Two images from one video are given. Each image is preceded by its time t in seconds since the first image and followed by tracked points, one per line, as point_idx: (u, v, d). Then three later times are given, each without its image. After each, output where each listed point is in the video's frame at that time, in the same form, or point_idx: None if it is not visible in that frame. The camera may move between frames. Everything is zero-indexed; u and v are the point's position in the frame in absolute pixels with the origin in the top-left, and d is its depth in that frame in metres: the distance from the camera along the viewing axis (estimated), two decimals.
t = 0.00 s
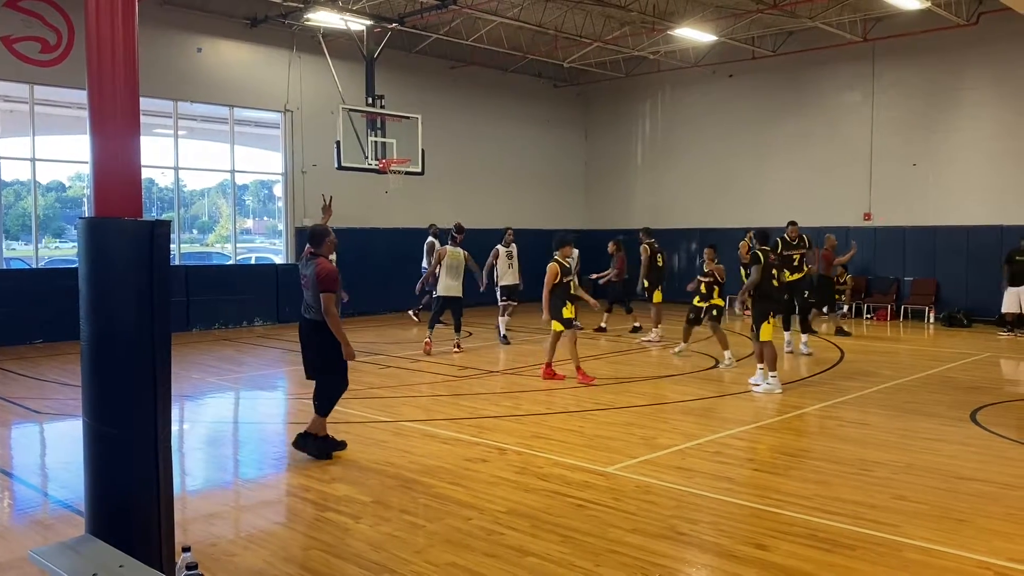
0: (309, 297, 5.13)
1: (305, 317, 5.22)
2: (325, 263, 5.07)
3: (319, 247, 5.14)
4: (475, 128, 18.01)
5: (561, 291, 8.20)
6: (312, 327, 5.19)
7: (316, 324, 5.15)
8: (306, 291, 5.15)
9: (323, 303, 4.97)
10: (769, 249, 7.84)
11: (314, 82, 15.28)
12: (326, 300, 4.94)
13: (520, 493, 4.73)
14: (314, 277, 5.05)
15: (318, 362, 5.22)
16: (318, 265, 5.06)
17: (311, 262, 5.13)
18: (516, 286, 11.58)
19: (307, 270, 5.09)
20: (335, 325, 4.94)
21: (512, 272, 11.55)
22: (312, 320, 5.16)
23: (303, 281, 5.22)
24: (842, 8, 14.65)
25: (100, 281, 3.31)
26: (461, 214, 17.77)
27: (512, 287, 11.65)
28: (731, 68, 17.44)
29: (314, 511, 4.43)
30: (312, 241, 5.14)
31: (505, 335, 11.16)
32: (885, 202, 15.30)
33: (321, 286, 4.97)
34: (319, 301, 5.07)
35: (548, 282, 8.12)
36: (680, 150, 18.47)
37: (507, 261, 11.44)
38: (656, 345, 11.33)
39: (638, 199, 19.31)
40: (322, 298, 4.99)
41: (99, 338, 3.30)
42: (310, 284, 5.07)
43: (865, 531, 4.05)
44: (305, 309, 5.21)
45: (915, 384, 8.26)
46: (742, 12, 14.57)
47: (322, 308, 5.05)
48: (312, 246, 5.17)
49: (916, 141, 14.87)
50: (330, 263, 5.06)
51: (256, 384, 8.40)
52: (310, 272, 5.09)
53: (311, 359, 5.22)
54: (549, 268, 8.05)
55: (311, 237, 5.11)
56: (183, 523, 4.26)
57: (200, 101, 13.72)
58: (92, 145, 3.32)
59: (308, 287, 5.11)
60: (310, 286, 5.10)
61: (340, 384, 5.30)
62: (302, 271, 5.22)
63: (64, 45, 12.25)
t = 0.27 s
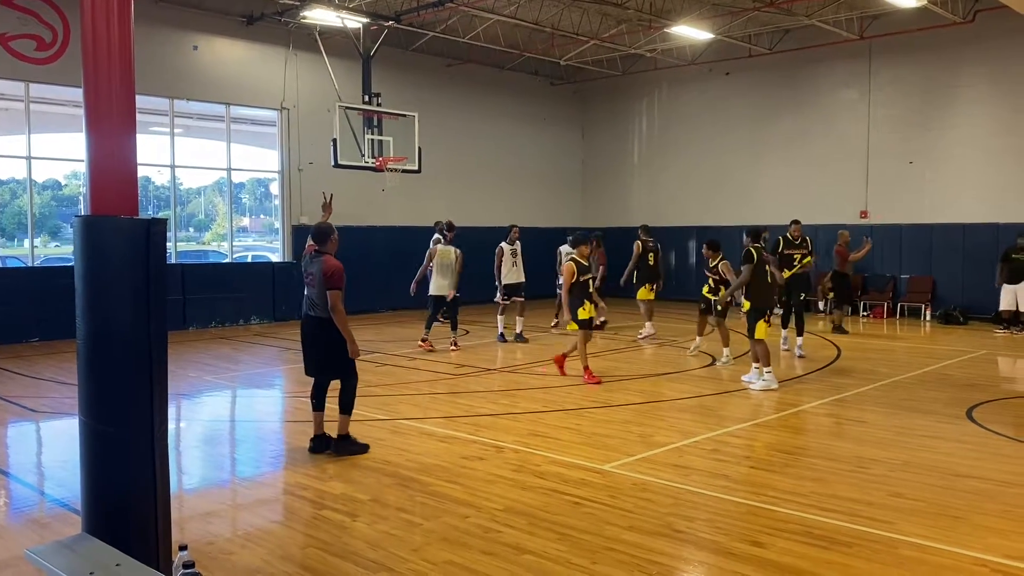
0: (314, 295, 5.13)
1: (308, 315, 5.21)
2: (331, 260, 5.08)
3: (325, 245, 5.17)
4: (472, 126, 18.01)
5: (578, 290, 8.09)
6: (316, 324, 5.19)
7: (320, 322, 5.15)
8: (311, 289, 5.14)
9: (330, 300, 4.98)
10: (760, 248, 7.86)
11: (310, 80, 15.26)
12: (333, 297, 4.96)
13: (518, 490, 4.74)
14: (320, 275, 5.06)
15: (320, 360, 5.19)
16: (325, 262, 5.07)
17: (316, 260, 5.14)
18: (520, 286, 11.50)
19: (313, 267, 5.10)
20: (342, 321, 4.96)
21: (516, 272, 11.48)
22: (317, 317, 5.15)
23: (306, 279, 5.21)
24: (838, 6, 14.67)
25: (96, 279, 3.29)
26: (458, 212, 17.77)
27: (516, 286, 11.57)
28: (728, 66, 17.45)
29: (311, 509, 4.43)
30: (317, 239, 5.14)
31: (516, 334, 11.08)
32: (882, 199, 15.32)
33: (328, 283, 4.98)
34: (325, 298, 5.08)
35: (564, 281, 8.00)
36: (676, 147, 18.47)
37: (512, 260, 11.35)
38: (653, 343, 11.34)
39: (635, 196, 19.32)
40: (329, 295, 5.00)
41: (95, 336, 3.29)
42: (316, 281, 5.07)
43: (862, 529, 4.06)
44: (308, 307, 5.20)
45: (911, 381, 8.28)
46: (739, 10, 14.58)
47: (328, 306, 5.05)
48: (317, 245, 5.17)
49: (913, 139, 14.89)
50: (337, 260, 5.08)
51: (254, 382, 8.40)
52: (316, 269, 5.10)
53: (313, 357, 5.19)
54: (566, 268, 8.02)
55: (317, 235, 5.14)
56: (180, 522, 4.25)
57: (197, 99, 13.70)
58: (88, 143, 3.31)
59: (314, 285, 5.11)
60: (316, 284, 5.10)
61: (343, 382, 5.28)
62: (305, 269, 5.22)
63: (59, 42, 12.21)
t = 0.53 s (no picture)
0: (320, 292, 5.13)
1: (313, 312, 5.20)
2: (338, 258, 5.10)
3: (330, 242, 5.15)
4: (468, 123, 17.99)
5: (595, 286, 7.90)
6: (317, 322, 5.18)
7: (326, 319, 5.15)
8: (316, 286, 5.14)
9: (339, 297, 5.01)
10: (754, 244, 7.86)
11: (306, 77, 15.22)
12: (342, 294, 4.99)
13: (514, 487, 4.74)
14: (328, 272, 5.08)
15: (326, 357, 5.19)
16: (332, 259, 5.09)
17: (322, 258, 5.14)
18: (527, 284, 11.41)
19: (320, 264, 5.11)
20: (352, 318, 4.99)
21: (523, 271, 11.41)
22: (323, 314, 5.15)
23: (310, 276, 5.20)
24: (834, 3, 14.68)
25: (91, 277, 3.28)
26: (454, 210, 17.75)
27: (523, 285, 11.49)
28: (724, 63, 17.45)
29: (307, 506, 4.42)
30: (322, 236, 5.14)
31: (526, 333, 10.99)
32: (877, 197, 15.35)
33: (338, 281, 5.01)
34: (333, 295, 5.10)
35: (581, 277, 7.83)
36: (673, 144, 18.48)
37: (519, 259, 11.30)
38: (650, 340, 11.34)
39: (631, 194, 19.33)
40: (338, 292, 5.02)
41: (90, 333, 3.27)
42: (324, 279, 5.09)
43: (858, 525, 4.07)
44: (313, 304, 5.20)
45: (907, 377, 8.30)
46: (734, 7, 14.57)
47: (337, 304, 5.07)
48: (321, 242, 5.17)
49: (909, 136, 14.91)
50: (344, 258, 5.11)
51: (249, 380, 8.39)
52: (323, 267, 5.11)
53: (319, 354, 5.19)
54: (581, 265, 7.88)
55: (321, 231, 5.11)
56: (176, 519, 4.25)
57: (192, 97, 13.66)
58: (82, 141, 3.30)
59: (320, 282, 5.12)
60: (321, 281, 5.11)
61: (344, 380, 5.28)
62: (309, 267, 5.22)
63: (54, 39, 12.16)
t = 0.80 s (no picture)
0: (325, 290, 5.13)
1: (318, 310, 5.19)
2: (344, 255, 5.11)
3: (335, 240, 5.16)
4: (462, 120, 17.97)
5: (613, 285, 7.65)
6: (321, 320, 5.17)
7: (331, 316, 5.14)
8: (321, 284, 5.13)
9: (344, 294, 5.01)
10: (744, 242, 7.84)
11: (300, 74, 15.19)
12: (348, 291, 4.99)
13: (510, 484, 4.75)
14: (333, 270, 5.08)
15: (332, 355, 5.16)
16: (337, 256, 5.10)
17: (327, 255, 5.15)
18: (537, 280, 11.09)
19: (325, 262, 5.11)
20: (357, 315, 4.98)
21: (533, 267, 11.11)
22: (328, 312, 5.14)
23: (315, 274, 5.20)
24: None
25: (85, 275, 3.27)
26: (449, 207, 17.73)
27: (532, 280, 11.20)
28: (719, 60, 17.46)
29: (304, 504, 4.41)
30: (327, 233, 5.15)
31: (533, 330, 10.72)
32: (872, 193, 15.38)
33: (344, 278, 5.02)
34: (338, 292, 5.10)
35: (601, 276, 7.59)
36: (668, 141, 18.48)
37: (528, 255, 11.00)
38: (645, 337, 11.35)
39: (627, 190, 19.34)
40: (343, 290, 5.03)
41: (84, 331, 3.26)
42: (329, 277, 5.09)
43: (853, 520, 4.08)
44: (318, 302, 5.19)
45: (902, 373, 8.32)
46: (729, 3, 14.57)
47: (342, 301, 5.08)
48: (326, 239, 5.17)
49: (903, 132, 14.94)
50: (350, 255, 5.11)
51: (244, 378, 8.38)
52: (328, 264, 5.11)
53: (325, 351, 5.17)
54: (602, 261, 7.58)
55: (325, 228, 5.12)
56: (172, 518, 4.24)
57: (186, 94, 13.63)
58: (77, 138, 3.29)
59: (325, 280, 5.12)
60: (326, 278, 5.11)
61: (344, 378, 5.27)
62: (314, 265, 5.22)
63: (47, 36, 12.11)
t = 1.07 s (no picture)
0: (324, 288, 5.11)
1: (317, 308, 5.18)
2: (345, 253, 5.10)
3: (335, 237, 5.15)
4: (456, 117, 17.95)
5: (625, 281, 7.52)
6: (320, 318, 5.16)
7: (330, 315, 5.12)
8: (321, 282, 5.12)
9: (346, 293, 5.01)
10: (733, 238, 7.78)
11: (293, 71, 15.15)
12: (349, 289, 4.99)
13: (506, 481, 4.74)
14: (334, 268, 5.07)
15: (331, 352, 5.15)
16: (338, 254, 5.10)
17: (328, 253, 5.14)
18: (543, 278, 11.00)
19: (326, 260, 5.10)
20: (358, 313, 4.99)
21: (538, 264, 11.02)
22: (327, 310, 5.12)
23: (314, 272, 5.18)
24: None
25: (77, 274, 3.25)
26: (443, 205, 17.72)
27: (538, 278, 11.12)
28: (713, 57, 17.47)
29: (298, 502, 4.41)
30: (328, 231, 5.14)
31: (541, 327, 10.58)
32: (865, 189, 15.41)
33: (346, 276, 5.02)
34: (339, 290, 5.09)
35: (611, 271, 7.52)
36: (661, 138, 18.49)
37: (534, 253, 10.91)
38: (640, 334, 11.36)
39: (621, 187, 19.35)
40: (344, 288, 5.03)
41: (76, 329, 3.24)
42: (330, 274, 5.08)
43: (848, 516, 4.09)
44: (318, 300, 5.17)
45: (895, 369, 8.35)
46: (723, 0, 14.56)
47: (342, 299, 5.07)
48: (327, 237, 5.16)
49: (896, 129, 14.97)
50: (351, 253, 5.12)
51: (238, 376, 8.36)
52: (329, 262, 5.10)
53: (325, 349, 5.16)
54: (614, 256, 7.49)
55: (326, 226, 5.12)
56: (166, 516, 4.23)
57: (179, 92, 13.59)
58: (68, 135, 3.27)
59: (326, 278, 5.10)
60: (326, 276, 5.10)
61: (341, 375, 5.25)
62: (313, 262, 5.20)
63: (39, 33, 12.05)
